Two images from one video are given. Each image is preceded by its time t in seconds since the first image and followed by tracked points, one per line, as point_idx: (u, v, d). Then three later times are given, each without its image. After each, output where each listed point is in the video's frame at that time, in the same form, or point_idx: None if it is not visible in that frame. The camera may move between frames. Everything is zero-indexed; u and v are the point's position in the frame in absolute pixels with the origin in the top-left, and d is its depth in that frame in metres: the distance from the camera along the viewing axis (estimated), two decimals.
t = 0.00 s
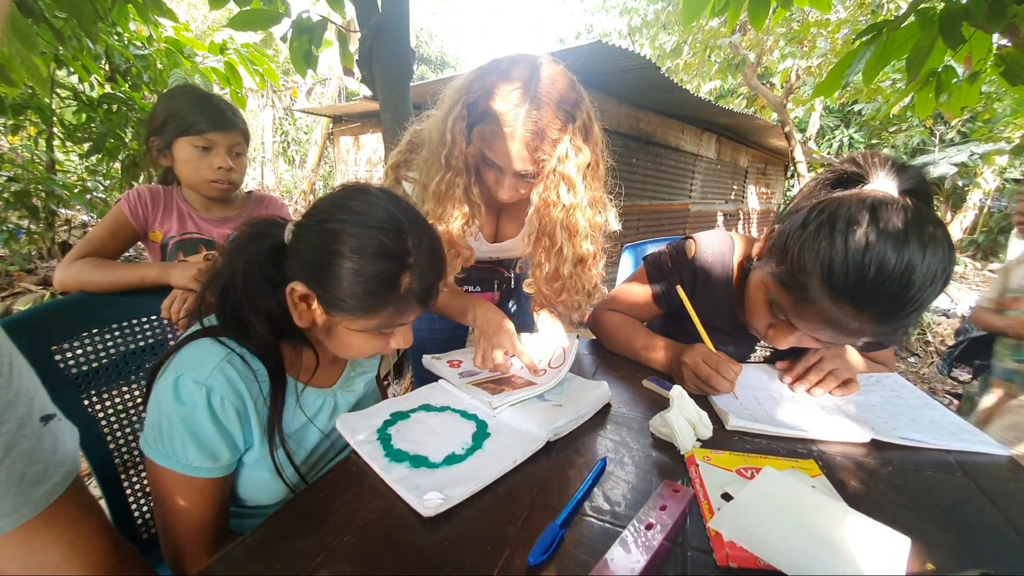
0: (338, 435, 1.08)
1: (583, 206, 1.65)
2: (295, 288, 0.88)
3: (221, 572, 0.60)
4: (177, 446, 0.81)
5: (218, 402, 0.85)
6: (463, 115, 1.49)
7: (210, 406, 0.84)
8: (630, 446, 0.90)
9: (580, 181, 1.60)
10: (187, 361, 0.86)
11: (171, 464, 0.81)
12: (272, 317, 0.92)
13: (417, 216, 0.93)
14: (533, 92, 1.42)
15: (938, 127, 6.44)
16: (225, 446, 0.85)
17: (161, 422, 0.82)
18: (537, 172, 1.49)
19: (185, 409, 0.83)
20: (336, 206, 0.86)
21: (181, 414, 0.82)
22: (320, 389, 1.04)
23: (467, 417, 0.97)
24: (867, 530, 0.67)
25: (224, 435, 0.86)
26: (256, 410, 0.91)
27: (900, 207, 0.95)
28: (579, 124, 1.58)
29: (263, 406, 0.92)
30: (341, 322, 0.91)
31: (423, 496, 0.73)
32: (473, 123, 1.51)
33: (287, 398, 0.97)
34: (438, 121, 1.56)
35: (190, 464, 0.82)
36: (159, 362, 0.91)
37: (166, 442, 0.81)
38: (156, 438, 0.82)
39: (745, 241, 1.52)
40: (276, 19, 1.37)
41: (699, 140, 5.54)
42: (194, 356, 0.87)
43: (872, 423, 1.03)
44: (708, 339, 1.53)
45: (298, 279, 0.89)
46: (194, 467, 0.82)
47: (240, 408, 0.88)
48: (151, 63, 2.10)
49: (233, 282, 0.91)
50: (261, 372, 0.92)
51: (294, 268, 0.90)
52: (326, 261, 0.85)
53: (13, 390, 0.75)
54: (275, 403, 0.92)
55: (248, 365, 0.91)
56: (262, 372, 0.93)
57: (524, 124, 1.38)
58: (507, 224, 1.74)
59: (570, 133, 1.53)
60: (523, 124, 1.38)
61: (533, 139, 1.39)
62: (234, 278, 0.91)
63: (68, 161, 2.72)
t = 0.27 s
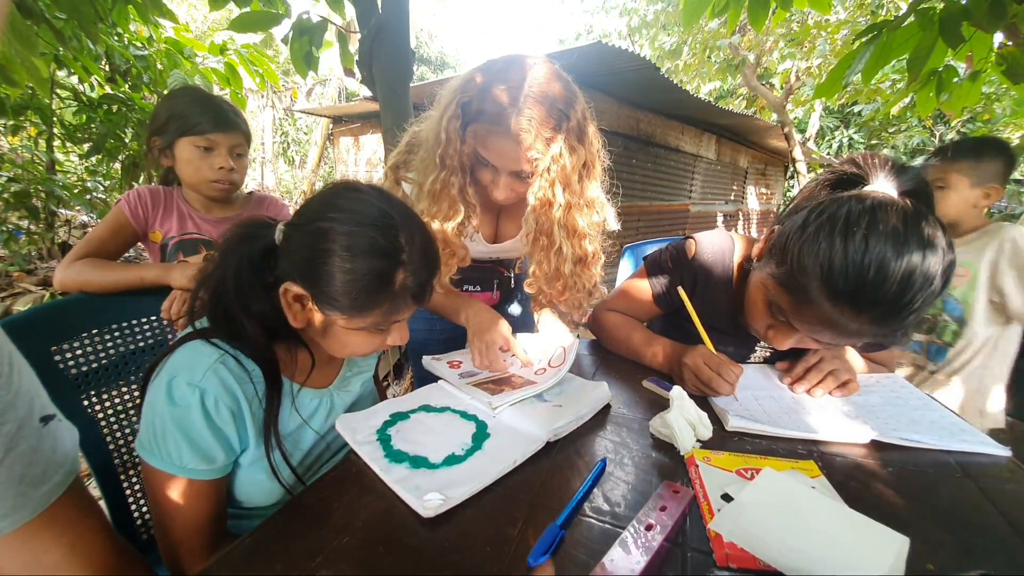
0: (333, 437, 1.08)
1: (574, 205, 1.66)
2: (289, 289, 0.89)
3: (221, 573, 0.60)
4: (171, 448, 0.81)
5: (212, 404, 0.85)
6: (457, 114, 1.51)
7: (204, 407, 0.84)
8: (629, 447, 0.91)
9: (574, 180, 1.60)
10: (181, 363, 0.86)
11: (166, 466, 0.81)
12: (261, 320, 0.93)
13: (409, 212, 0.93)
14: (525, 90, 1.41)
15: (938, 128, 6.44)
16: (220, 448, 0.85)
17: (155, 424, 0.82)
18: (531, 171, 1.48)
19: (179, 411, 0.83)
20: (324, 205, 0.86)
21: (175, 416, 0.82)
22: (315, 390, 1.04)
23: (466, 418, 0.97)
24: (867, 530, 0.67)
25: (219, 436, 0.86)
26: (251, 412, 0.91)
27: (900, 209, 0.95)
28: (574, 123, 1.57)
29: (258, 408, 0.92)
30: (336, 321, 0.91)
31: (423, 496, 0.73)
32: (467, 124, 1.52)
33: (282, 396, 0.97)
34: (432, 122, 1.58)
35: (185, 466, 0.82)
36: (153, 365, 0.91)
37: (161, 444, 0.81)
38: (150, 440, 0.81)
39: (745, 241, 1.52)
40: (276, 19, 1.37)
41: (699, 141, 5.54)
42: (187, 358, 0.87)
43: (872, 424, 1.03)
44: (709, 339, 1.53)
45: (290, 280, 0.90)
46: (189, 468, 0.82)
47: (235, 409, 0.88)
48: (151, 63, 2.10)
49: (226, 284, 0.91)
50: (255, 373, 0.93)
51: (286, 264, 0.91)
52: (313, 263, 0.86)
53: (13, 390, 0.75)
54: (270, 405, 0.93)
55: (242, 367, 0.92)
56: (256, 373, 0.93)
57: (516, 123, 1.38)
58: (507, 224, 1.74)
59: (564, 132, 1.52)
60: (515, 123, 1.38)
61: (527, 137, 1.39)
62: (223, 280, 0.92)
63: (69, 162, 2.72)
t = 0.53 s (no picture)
0: (331, 439, 1.08)
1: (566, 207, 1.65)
2: (299, 297, 0.88)
3: (220, 573, 0.60)
4: (168, 449, 0.81)
5: (209, 405, 0.85)
6: (447, 118, 1.52)
7: (201, 408, 0.84)
8: (628, 447, 0.91)
9: (565, 184, 1.59)
10: (178, 364, 0.86)
11: (163, 467, 0.81)
12: (256, 332, 0.91)
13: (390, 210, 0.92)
14: (516, 96, 1.42)
15: (938, 128, 6.44)
16: (217, 448, 0.85)
17: (152, 425, 0.82)
18: (522, 174, 1.48)
19: (176, 412, 0.83)
20: (311, 205, 0.85)
21: (171, 417, 0.82)
22: (315, 390, 1.05)
23: (466, 418, 0.97)
24: (865, 530, 0.67)
25: (216, 437, 0.86)
26: (248, 413, 0.91)
27: (899, 211, 0.95)
28: (567, 124, 1.57)
29: (255, 409, 0.93)
30: (354, 319, 0.91)
31: (422, 497, 0.73)
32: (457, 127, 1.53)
33: (282, 398, 0.97)
34: (425, 125, 1.58)
35: (182, 467, 0.82)
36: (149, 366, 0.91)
37: (157, 445, 0.81)
38: (147, 441, 0.82)
39: (745, 241, 1.53)
40: (276, 19, 1.37)
41: (699, 141, 5.55)
42: (184, 360, 0.87)
43: (871, 424, 1.03)
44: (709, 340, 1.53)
45: (299, 287, 0.89)
46: (186, 469, 0.82)
47: (232, 410, 0.88)
48: (151, 64, 2.10)
49: (211, 287, 0.90)
50: (252, 374, 0.93)
51: (282, 263, 0.90)
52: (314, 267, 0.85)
53: (12, 390, 0.75)
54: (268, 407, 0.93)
55: (239, 368, 0.92)
56: (253, 374, 0.93)
57: (504, 127, 1.40)
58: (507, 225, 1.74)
59: (558, 133, 1.52)
60: (503, 128, 1.40)
61: (517, 138, 1.40)
62: (214, 292, 0.90)
63: (68, 162, 2.72)
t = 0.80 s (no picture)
0: (336, 439, 1.08)
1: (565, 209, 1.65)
2: (317, 300, 0.87)
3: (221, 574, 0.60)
4: (177, 448, 0.81)
5: (219, 405, 0.85)
6: (443, 124, 1.52)
7: (211, 407, 0.84)
8: (629, 448, 0.91)
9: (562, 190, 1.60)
10: (188, 364, 0.86)
11: (172, 466, 0.81)
12: (263, 336, 0.90)
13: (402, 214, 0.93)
14: (512, 101, 1.41)
15: (938, 129, 6.44)
16: (226, 448, 0.85)
17: (161, 424, 0.81)
18: (518, 181, 1.49)
19: (186, 411, 0.83)
20: (318, 205, 0.86)
21: (182, 416, 0.82)
22: (322, 390, 1.04)
23: (467, 419, 0.97)
24: (866, 531, 0.67)
25: (225, 437, 0.86)
26: (257, 413, 0.91)
27: (900, 213, 0.95)
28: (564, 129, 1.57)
29: (264, 409, 0.93)
30: (371, 320, 0.90)
31: (422, 498, 0.73)
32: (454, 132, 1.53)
33: (291, 404, 0.97)
34: (421, 129, 1.57)
35: (191, 466, 0.82)
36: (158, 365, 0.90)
37: (167, 444, 0.81)
38: (156, 440, 0.81)
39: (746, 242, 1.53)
40: (277, 20, 1.37)
41: (699, 142, 5.55)
42: (195, 359, 0.87)
43: (871, 425, 1.03)
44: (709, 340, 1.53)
45: (314, 291, 0.88)
46: (195, 468, 0.82)
47: (241, 410, 0.89)
48: (152, 64, 2.10)
49: (210, 290, 0.90)
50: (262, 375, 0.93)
51: (294, 266, 0.90)
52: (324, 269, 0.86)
53: (13, 390, 0.75)
54: (277, 406, 0.93)
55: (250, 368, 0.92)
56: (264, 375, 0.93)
57: (499, 132, 1.39)
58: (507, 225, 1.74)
59: (556, 136, 1.52)
60: (497, 134, 1.39)
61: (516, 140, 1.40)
62: (223, 295, 0.89)
63: (69, 162, 2.72)
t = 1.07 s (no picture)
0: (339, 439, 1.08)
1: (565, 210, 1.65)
2: (324, 302, 0.86)
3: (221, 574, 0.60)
4: (182, 448, 0.81)
5: (224, 405, 0.85)
6: (444, 123, 1.52)
7: (216, 407, 0.85)
8: (630, 448, 0.91)
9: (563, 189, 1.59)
10: (194, 364, 0.86)
11: (176, 465, 0.81)
12: (267, 335, 0.90)
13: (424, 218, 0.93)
14: (512, 101, 1.41)
15: (937, 129, 6.44)
16: (230, 448, 0.85)
17: (166, 424, 0.81)
18: (519, 181, 1.48)
19: (191, 411, 0.83)
20: (329, 205, 0.86)
21: (187, 415, 0.82)
22: (325, 391, 1.04)
23: (467, 419, 0.97)
24: (866, 531, 0.66)
25: (229, 437, 0.86)
26: (261, 413, 0.91)
27: (900, 214, 0.95)
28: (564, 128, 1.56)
29: (268, 409, 0.93)
30: (377, 320, 0.91)
31: (422, 497, 0.73)
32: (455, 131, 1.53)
33: (293, 406, 0.97)
34: (420, 127, 1.57)
35: (195, 466, 0.81)
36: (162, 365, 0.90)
37: (171, 444, 0.81)
38: (160, 439, 0.81)
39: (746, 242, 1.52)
40: (276, 20, 1.37)
41: (699, 142, 5.55)
42: (200, 359, 0.87)
43: (871, 425, 1.03)
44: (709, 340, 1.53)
45: (323, 293, 0.87)
46: (200, 468, 0.82)
47: (246, 410, 0.89)
48: (151, 64, 2.10)
49: (217, 289, 0.90)
50: (267, 375, 0.93)
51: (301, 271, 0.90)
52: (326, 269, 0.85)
53: (15, 389, 0.75)
54: (281, 407, 0.93)
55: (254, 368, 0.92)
56: (268, 375, 0.93)
57: (500, 132, 1.39)
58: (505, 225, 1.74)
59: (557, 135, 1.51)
60: (498, 133, 1.39)
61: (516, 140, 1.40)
62: (230, 297, 0.89)
63: (69, 162, 2.72)
